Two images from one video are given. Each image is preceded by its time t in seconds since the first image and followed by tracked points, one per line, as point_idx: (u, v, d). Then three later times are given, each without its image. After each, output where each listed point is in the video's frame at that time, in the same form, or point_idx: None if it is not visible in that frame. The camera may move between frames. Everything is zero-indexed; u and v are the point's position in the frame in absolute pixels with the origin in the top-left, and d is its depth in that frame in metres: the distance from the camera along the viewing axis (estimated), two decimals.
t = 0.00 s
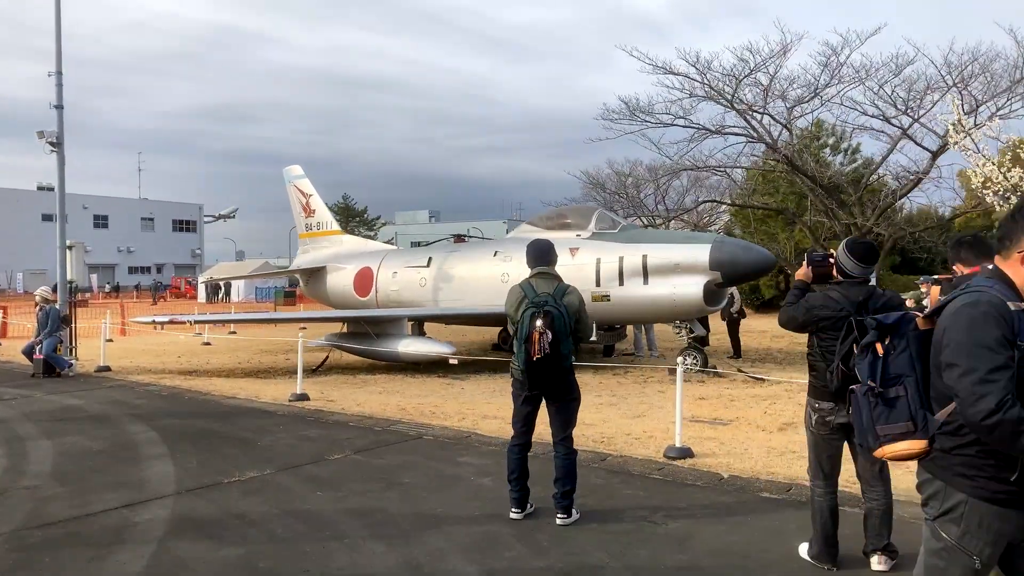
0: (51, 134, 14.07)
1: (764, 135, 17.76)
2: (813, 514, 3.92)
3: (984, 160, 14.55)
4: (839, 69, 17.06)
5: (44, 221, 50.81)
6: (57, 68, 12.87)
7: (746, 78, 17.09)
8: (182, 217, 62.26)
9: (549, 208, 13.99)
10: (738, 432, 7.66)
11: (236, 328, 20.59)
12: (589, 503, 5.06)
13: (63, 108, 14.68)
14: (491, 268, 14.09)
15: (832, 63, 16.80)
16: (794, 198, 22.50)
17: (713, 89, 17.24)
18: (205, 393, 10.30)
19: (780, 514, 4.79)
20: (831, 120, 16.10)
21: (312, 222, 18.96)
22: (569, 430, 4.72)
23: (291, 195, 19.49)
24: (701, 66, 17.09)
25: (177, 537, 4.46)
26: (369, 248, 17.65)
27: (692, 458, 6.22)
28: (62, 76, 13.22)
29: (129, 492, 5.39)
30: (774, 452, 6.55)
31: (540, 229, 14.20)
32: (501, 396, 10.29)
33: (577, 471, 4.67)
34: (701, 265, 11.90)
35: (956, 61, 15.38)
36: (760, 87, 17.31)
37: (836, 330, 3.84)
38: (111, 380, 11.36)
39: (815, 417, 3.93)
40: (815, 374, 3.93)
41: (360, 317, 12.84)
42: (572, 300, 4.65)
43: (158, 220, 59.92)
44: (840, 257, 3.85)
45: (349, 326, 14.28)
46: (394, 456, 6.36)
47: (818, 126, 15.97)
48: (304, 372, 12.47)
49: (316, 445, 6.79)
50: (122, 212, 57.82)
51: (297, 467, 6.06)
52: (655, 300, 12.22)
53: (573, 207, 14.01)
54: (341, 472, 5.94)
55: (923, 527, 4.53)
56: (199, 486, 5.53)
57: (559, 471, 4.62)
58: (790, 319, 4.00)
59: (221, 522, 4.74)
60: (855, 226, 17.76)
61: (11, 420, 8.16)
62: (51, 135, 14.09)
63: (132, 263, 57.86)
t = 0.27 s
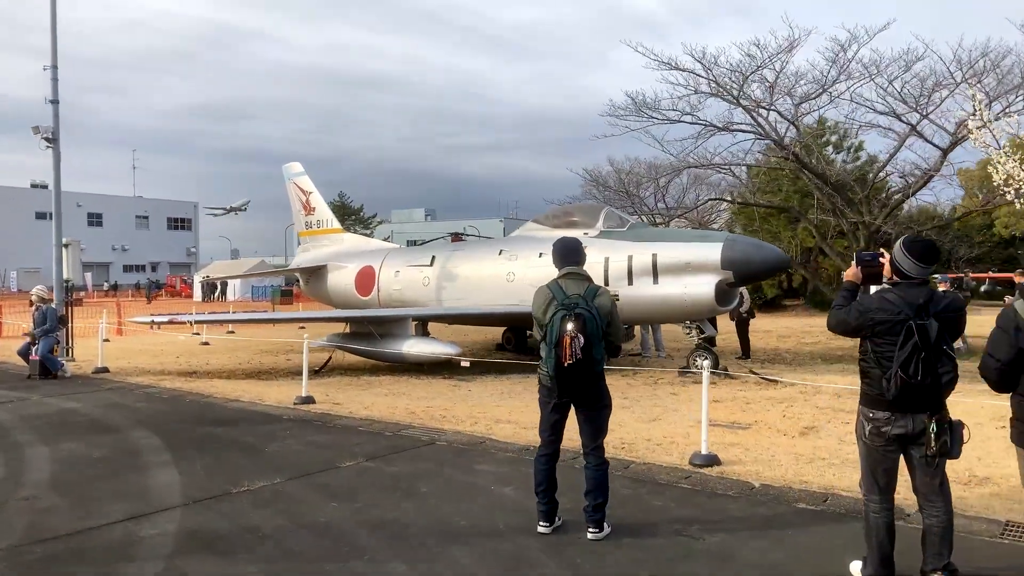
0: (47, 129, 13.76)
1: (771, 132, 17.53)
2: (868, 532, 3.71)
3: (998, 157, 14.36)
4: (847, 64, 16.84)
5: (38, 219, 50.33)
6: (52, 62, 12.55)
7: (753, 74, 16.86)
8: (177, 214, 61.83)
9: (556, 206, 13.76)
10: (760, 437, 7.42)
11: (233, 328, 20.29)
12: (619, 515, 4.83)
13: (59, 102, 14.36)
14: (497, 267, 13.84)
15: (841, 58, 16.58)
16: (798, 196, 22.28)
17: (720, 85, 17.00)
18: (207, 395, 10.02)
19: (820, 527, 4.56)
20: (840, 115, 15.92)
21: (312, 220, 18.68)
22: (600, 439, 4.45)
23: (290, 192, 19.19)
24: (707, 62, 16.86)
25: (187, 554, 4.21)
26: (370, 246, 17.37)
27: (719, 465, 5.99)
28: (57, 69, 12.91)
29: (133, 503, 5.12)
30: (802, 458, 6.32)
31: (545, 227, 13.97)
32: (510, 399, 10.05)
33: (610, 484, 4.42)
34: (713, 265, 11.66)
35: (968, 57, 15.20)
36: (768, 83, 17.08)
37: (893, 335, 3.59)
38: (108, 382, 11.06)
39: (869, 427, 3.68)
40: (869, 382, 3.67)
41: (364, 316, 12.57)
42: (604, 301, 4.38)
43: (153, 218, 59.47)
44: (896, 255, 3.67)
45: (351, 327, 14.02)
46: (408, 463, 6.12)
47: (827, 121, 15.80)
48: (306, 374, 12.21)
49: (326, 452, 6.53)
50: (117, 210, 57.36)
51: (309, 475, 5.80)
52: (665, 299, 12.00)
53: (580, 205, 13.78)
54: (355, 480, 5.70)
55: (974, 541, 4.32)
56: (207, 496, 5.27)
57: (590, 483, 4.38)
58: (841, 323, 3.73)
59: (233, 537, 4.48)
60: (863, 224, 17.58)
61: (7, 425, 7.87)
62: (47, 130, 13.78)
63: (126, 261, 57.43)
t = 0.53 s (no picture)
0: (39, 125, 13.44)
1: (776, 128, 17.32)
2: (923, 549, 3.49)
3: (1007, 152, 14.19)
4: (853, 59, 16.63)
5: (30, 218, 49.85)
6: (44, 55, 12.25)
7: (757, 70, 16.64)
8: (171, 213, 61.38)
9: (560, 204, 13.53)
10: (780, 441, 7.19)
11: (230, 328, 19.99)
12: (646, 528, 4.58)
13: (51, 98, 14.05)
14: (500, 266, 13.60)
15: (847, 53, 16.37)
16: (800, 194, 22.09)
17: (724, 81, 16.78)
18: (205, 397, 9.75)
19: (861, 540, 4.32)
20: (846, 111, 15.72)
21: (310, 218, 18.40)
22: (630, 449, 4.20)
23: (288, 190, 18.89)
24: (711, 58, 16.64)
25: (192, 573, 3.94)
26: (369, 244, 17.10)
27: (744, 472, 5.75)
28: (49, 64, 12.60)
29: (132, 516, 4.86)
30: (827, 464, 6.09)
31: (549, 225, 13.74)
32: (517, 401, 9.80)
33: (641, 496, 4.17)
34: (722, 263, 11.44)
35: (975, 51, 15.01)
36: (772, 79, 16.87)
37: (953, 340, 3.36)
38: (103, 384, 10.76)
39: (925, 437, 3.45)
40: (924, 390, 3.44)
41: (365, 316, 12.30)
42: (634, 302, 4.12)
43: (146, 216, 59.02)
44: (955, 252, 3.46)
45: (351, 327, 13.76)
46: (419, 471, 5.87)
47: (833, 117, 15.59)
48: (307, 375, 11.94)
49: (332, 459, 6.27)
50: (109, 208, 56.88)
51: (316, 484, 5.54)
52: (672, 299, 11.77)
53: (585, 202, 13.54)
54: (365, 489, 5.44)
55: None
56: (210, 508, 5.01)
57: (620, 495, 4.14)
58: (894, 326, 3.49)
59: (239, 553, 4.22)
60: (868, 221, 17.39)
61: None
62: (39, 126, 13.47)
63: (119, 259, 56.98)
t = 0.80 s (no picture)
0: (21, 115, 13.01)
1: (775, 122, 17.11)
2: (976, 562, 3.23)
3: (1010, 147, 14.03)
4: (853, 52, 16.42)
5: (13, 214, 49.10)
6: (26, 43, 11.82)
7: (756, 62, 16.41)
8: (157, 209, 60.71)
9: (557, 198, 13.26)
10: (793, 441, 6.93)
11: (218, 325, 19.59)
12: (667, 537, 4.30)
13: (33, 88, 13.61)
14: (496, 261, 13.30)
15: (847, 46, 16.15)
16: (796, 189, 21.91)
17: (722, 74, 16.54)
18: (193, 397, 9.39)
19: (897, 550, 4.06)
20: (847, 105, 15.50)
21: (300, 213, 18.02)
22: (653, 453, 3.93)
23: (277, 184, 18.51)
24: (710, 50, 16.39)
25: None
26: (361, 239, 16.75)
27: (763, 476, 5.48)
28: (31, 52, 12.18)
29: (116, 526, 4.53)
30: (848, 466, 5.83)
31: (546, 220, 13.45)
32: (516, 400, 9.51)
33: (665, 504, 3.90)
34: (725, 258, 11.18)
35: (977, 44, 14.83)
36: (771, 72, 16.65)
37: (1014, 336, 3.11)
38: (87, 383, 10.38)
39: (980, 442, 3.18)
40: (979, 389, 3.18)
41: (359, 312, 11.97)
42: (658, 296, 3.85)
43: (132, 212, 58.33)
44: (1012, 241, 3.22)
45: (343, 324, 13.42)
46: (422, 475, 5.56)
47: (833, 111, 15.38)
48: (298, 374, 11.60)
49: (328, 463, 5.96)
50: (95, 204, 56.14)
51: (312, 490, 5.22)
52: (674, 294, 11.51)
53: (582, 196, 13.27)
54: (363, 495, 5.13)
55: None
56: (199, 516, 4.69)
57: (642, 503, 3.86)
58: (946, 320, 3.23)
59: (233, 568, 3.90)
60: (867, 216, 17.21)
61: None
62: (21, 116, 13.04)
63: (105, 256, 56.29)
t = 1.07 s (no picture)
0: None
1: (761, 119, 16.96)
2: None
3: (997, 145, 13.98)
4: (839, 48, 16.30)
5: None
6: None
7: (743, 59, 16.25)
8: (131, 208, 59.61)
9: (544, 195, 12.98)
10: (797, 447, 6.70)
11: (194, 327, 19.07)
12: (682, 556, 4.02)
13: None
14: (482, 261, 12.98)
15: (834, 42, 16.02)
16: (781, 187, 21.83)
17: (709, 71, 16.35)
18: (169, 403, 8.97)
19: (928, 568, 3.81)
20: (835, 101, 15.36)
21: (279, 211, 17.57)
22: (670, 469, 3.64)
23: (255, 181, 18.04)
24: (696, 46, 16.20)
25: None
26: (342, 238, 16.35)
27: (775, 486, 5.22)
28: None
29: (85, 549, 4.16)
30: (859, 474, 5.60)
31: (532, 218, 13.16)
32: (506, 404, 9.21)
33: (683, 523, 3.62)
34: (717, 258, 10.94)
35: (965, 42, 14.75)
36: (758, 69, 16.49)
37: None
38: (56, 389, 9.91)
39: None
40: None
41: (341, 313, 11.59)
42: (677, 299, 3.58)
43: (105, 211, 57.19)
44: None
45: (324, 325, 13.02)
46: (416, 488, 5.24)
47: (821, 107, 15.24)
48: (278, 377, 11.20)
49: (313, 475, 5.61)
50: (66, 203, 54.96)
51: (298, 506, 4.88)
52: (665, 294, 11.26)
53: (570, 194, 13.00)
54: (353, 511, 4.80)
55: None
56: (176, 537, 4.33)
57: (661, 523, 3.57)
58: (997, 328, 2.99)
59: None
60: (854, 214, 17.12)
61: None
62: None
63: (77, 256, 55.13)
